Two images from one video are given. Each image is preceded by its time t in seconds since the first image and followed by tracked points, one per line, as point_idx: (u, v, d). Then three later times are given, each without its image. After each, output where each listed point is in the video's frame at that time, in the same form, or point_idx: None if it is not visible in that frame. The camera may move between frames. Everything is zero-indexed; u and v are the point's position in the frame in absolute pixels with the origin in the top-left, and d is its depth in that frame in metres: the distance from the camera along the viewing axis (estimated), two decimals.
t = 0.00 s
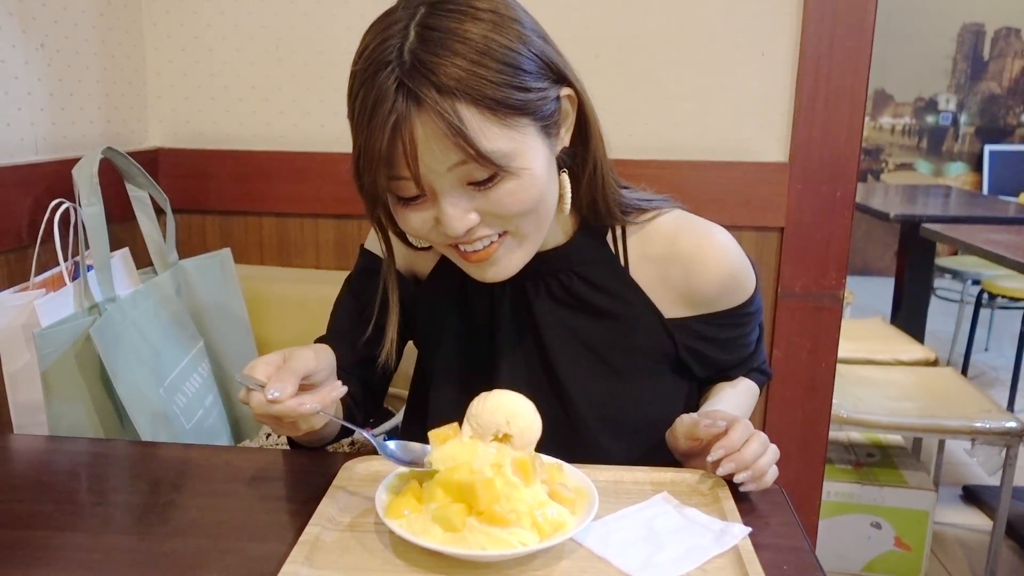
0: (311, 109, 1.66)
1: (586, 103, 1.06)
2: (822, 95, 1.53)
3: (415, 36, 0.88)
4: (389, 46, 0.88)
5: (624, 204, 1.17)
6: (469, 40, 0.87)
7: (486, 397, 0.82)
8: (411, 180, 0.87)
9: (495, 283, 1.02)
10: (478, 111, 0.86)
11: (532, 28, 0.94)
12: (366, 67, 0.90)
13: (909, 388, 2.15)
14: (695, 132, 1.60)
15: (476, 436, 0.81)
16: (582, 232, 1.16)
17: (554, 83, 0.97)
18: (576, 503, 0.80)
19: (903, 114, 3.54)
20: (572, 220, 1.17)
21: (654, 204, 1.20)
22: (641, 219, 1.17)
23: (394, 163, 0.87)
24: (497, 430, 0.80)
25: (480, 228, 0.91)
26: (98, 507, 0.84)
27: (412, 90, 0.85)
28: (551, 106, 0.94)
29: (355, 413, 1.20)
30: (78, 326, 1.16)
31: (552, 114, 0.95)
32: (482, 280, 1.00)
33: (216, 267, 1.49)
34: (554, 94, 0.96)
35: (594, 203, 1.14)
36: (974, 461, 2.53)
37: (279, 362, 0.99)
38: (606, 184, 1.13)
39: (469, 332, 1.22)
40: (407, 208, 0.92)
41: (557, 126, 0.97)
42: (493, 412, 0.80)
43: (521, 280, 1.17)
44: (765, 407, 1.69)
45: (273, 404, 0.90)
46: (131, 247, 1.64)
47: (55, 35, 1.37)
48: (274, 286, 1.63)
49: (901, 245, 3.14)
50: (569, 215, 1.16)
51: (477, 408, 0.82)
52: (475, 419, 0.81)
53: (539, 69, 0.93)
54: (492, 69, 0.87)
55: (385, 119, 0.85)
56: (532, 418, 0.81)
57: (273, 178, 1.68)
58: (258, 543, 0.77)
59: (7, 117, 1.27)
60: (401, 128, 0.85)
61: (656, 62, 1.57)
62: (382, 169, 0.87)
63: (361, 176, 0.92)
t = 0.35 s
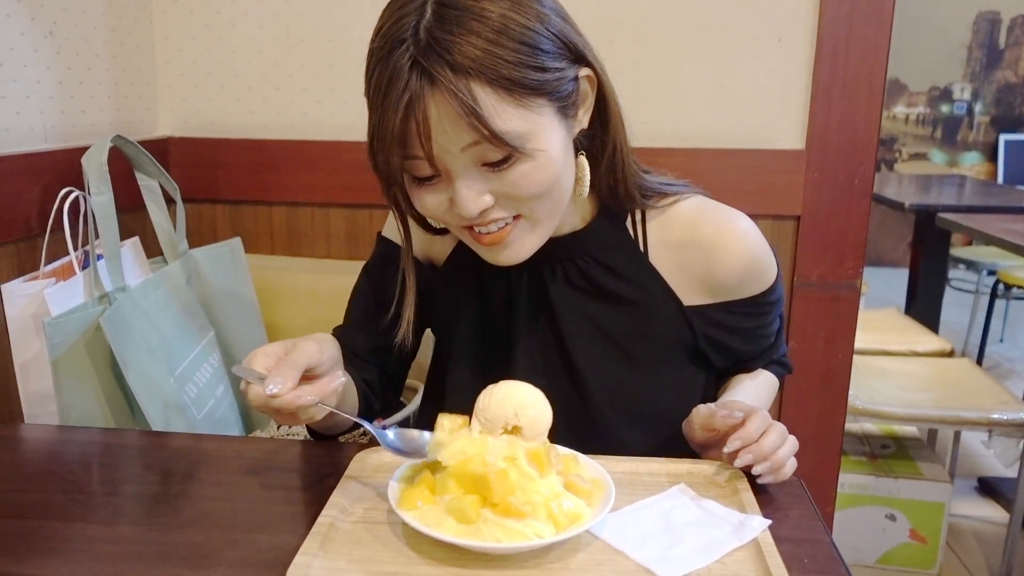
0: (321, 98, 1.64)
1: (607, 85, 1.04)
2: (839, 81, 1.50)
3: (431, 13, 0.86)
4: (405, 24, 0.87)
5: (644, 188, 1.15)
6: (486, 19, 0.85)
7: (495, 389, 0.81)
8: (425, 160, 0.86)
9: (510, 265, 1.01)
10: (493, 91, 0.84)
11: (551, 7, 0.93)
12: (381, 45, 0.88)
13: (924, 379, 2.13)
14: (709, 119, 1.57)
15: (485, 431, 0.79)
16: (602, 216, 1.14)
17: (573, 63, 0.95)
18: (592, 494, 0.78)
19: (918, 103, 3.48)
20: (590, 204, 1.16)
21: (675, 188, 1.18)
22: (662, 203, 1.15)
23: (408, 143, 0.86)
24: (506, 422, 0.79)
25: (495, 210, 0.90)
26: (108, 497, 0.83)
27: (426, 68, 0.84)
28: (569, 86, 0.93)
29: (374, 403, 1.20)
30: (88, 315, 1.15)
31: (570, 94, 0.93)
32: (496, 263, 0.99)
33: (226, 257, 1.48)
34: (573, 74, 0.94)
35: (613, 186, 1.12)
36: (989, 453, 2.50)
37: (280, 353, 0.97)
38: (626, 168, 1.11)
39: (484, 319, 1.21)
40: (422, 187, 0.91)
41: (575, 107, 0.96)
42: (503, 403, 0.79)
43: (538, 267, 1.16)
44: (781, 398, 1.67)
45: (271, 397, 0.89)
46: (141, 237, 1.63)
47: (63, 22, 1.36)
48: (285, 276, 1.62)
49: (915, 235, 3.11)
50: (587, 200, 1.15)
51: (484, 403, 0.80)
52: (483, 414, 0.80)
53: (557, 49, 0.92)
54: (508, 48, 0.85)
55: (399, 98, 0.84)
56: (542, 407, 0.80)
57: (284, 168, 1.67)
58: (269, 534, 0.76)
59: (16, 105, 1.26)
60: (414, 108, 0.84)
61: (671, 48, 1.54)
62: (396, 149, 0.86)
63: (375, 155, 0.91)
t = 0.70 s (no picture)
0: (328, 96, 1.63)
1: (622, 75, 1.03)
2: (850, 79, 1.49)
3: None
4: (418, 10, 0.87)
5: (658, 180, 1.14)
6: (500, 5, 0.85)
7: (502, 390, 0.80)
8: (437, 146, 0.86)
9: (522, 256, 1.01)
10: (505, 77, 0.84)
11: None
12: (394, 31, 0.88)
13: (935, 380, 2.11)
14: (719, 118, 1.56)
15: (493, 432, 0.79)
16: (614, 208, 1.13)
17: (587, 51, 0.95)
18: (602, 496, 0.77)
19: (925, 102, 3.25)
20: (603, 195, 1.14)
21: (689, 182, 1.16)
22: (676, 196, 1.14)
23: (419, 129, 0.86)
24: (514, 423, 0.78)
25: (507, 198, 0.90)
26: (113, 498, 0.82)
27: (438, 54, 0.83)
28: (583, 75, 0.92)
29: (388, 400, 1.20)
30: (94, 314, 1.14)
31: (583, 83, 0.93)
32: (509, 253, 0.99)
33: (233, 256, 1.47)
34: (587, 62, 0.94)
35: (627, 177, 1.11)
36: (1000, 456, 2.48)
37: (302, 358, 0.96)
38: (640, 158, 1.10)
39: (494, 315, 1.20)
40: (434, 174, 0.91)
41: (588, 96, 0.95)
42: (510, 404, 0.78)
43: (550, 259, 1.15)
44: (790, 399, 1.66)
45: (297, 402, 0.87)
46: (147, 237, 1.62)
47: (70, 21, 1.36)
48: (291, 275, 1.61)
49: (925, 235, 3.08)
50: (600, 191, 1.14)
51: (492, 403, 0.79)
52: (491, 415, 0.79)
53: (571, 37, 0.91)
54: (522, 34, 0.85)
55: (410, 83, 0.84)
56: (550, 408, 0.79)
57: (291, 166, 1.66)
58: (275, 536, 0.75)
59: (22, 104, 1.26)
60: (426, 94, 0.84)
61: (680, 46, 1.53)
62: (407, 135, 0.86)
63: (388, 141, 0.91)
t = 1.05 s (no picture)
0: (322, 99, 1.63)
1: (625, 73, 1.04)
2: (844, 81, 1.49)
3: None
4: None
5: (656, 181, 1.14)
6: None
7: (495, 393, 0.80)
8: (440, 133, 0.85)
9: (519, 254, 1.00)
10: (511, 67, 0.84)
11: None
12: (404, 17, 0.89)
13: (929, 381, 2.11)
14: (712, 120, 1.56)
15: (486, 435, 0.78)
16: (612, 207, 1.14)
17: (593, 49, 0.96)
18: (596, 500, 0.77)
19: (920, 102, 4.05)
20: (601, 194, 1.15)
21: (685, 183, 1.17)
22: (674, 197, 1.15)
23: (423, 115, 0.86)
24: (507, 427, 0.78)
25: (505, 192, 0.89)
26: (106, 503, 0.82)
27: (446, 39, 0.84)
28: (588, 72, 0.93)
29: (385, 401, 1.18)
30: (86, 319, 1.14)
31: (588, 80, 0.93)
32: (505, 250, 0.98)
33: (227, 260, 1.47)
34: (593, 61, 0.94)
35: (626, 177, 1.12)
36: (994, 456, 2.49)
37: (286, 332, 0.95)
38: (639, 158, 1.11)
39: (491, 316, 1.20)
40: (435, 164, 0.90)
41: (593, 94, 0.95)
42: (503, 408, 0.78)
43: (547, 258, 1.15)
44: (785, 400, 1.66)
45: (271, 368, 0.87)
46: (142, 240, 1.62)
47: (63, 24, 1.36)
48: (286, 279, 1.61)
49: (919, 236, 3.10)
50: (599, 190, 1.14)
51: (485, 408, 0.79)
52: (484, 419, 0.79)
53: (578, 34, 0.92)
54: (529, 26, 0.85)
55: (417, 67, 0.85)
56: (542, 411, 0.79)
57: (285, 170, 1.66)
58: (269, 541, 0.75)
59: (15, 108, 1.25)
60: (432, 78, 0.84)
61: (674, 49, 1.53)
62: (412, 120, 0.86)
63: (392, 127, 0.91)
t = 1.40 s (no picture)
0: (317, 103, 1.63)
1: (626, 71, 1.06)
2: (837, 82, 1.50)
3: None
4: None
5: (654, 182, 1.16)
6: None
7: (491, 397, 0.80)
8: (454, 122, 0.86)
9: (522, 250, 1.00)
10: (525, 55, 0.86)
11: None
12: (413, 7, 0.89)
13: (924, 381, 2.12)
14: (707, 122, 1.57)
15: (482, 438, 0.78)
16: (610, 207, 1.15)
17: (597, 44, 0.98)
18: (592, 502, 0.77)
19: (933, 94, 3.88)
20: (598, 193, 1.15)
21: (680, 184, 1.18)
22: (670, 198, 1.16)
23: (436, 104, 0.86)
24: (502, 430, 0.78)
25: (515, 183, 0.90)
26: (102, 508, 0.82)
27: (461, 27, 0.85)
28: (594, 66, 0.95)
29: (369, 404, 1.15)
30: (81, 324, 1.14)
31: (594, 73, 0.95)
32: (510, 246, 0.98)
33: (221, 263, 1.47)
34: (598, 55, 0.97)
35: (624, 175, 1.13)
36: (990, 456, 2.49)
37: (317, 300, 0.95)
38: (638, 157, 1.13)
39: (486, 318, 1.20)
40: (444, 155, 0.90)
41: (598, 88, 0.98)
42: (498, 411, 0.78)
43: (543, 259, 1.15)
44: (781, 401, 1.66)
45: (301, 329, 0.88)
46: (136, 245, 1.62)
47: (56, 29, 1.36)
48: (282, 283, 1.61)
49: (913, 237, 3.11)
50: (597, 190, 1.15)
51: (481, 411, 0.80)
52: (479, 422, 0.79)
53: (584, 27, 0.95)
54: (540, 16, 0.88)
55: (431, 55, 0.85)
56: (538, 414, 0.79)
57: (279, 173, 1.66)
58: (265, 545, 0.75)
59: (8, 113, 1.25)
60: (448, 65, 0.84)
61: (668, 51, 1.54)
62: (424, 110, 0.86)
63: (401, 118, 0.90)
